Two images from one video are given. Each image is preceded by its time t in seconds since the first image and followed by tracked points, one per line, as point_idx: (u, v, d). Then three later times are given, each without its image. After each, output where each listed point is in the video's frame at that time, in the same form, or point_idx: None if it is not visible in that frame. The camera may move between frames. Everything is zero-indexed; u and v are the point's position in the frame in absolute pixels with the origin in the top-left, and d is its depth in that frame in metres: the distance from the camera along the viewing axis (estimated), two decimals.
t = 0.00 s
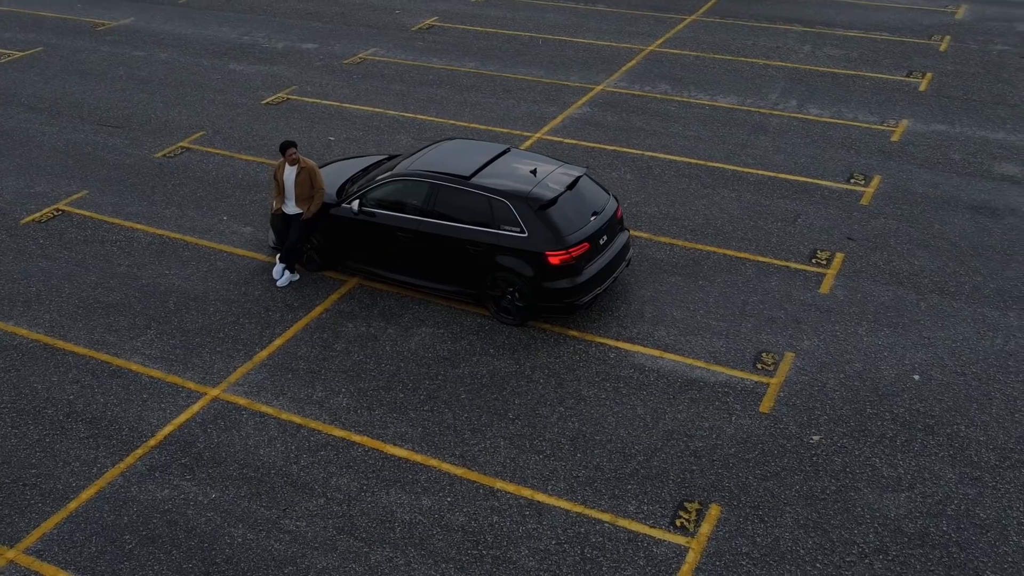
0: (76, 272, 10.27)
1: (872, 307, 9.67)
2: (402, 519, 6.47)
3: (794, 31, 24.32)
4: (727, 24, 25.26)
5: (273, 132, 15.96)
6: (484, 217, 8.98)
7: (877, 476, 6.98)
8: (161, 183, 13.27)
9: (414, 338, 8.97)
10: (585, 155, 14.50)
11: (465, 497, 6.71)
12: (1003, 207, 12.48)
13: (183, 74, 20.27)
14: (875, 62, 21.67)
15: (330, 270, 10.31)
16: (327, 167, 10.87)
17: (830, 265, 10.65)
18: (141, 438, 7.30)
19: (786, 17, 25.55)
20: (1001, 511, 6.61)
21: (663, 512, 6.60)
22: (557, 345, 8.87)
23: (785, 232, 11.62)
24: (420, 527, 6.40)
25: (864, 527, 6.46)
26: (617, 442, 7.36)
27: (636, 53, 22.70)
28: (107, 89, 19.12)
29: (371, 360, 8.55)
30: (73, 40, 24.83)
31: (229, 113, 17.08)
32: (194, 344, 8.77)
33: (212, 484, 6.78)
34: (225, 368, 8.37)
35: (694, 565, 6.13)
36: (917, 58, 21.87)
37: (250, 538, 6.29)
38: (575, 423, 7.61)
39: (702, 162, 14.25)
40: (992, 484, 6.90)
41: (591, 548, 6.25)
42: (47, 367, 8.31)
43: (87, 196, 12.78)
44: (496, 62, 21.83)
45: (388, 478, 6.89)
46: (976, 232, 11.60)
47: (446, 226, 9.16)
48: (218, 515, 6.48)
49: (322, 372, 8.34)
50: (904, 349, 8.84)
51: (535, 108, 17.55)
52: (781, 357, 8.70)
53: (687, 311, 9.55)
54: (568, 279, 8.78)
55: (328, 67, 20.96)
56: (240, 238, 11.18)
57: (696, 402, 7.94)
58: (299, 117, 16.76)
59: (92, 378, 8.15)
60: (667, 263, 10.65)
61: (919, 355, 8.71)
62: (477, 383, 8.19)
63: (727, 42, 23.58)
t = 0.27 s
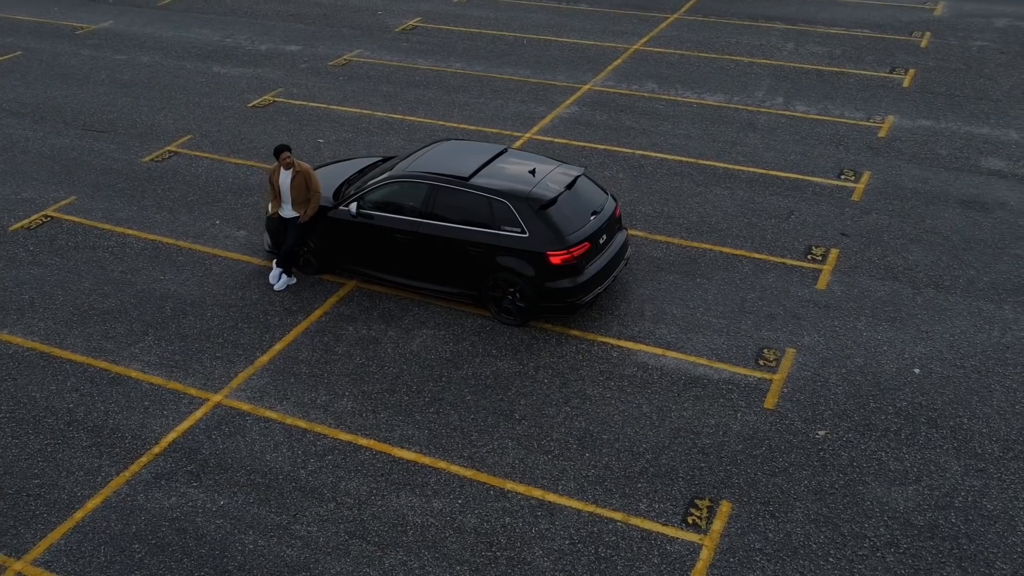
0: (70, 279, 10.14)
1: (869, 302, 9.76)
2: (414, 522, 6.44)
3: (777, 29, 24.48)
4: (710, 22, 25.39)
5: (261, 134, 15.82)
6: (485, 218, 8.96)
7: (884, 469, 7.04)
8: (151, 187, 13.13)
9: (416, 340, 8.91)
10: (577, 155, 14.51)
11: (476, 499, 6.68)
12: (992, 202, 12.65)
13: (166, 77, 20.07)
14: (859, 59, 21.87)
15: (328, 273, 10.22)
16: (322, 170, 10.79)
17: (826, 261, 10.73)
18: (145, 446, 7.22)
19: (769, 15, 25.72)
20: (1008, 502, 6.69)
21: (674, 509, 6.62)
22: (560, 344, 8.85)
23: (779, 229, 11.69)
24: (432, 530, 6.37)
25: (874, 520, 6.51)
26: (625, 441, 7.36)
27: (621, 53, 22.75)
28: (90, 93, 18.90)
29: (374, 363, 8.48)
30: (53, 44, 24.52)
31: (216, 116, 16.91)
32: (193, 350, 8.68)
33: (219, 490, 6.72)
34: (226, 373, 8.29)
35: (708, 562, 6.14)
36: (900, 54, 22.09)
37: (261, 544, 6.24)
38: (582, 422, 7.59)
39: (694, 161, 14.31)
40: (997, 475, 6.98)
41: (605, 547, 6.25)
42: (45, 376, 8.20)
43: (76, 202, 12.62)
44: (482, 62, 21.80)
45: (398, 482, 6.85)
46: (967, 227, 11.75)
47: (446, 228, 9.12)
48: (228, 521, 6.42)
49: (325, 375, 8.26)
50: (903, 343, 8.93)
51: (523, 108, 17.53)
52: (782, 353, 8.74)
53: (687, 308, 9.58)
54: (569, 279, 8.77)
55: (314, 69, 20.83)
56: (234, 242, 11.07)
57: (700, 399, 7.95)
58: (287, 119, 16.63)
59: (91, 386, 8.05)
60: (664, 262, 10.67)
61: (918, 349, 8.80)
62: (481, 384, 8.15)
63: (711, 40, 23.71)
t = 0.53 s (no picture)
0: (66, 287, 9.99)
1: (869, 297, 9.86)
2: (433, 525, 6.41)
3: (760, 27, 24.65)
4: (692, 21, 25.52)
5: (250, 137, 15.67)
6: (489, 219, 8.93)
7: (896, 463, 7.11)
8: (142, 193, 12.96)
9: (422, 343, 8.86)
10: (570, 155, 14.52)
11: (493, 501, 6.66)
12: (982, 196, 12.83)
13: (150, 81, 19.83)
14: (842, 56, 22.08)
15: (328, 278, 10.14)
16: (319, 173, 10.69)
17: (824, 257, 10.82)
18: (155, 455, 7.13)
19: (752, 13, 25.91)
20: (1019, 492, 6.78)
21: (692, 507, 6.63)
22: (567, 345, 8.84)
23: (776, 225, 11.77)
24: (452, 533, 6.34)
25: (890, 513, 6.57)
26: (638, 440, 7.37)
27: (607, 52, 22.81)
28: (72, 98, 18.64)
29: (381, 366, 8.42)
30: (31, 49, 24.17)
31: (203, 120, 16.72)
32: (198, 357, 8.59)
33: (234, 498, 6.66)
34: (232, 380, 8.21)
35: (729, 559, 6.16)
36: (882, 51, 22.33)
37: (281, 552, 6.19)
38: (594, 422, 7.59)
39: (687, 159, 14.37)
40: (1007, 466, 7.08)
41: (626, 546, 6.25)
42: (48, 386, 8.08)
43: (66, 209, 12.44)
44: (468, 63, 21.76)
45: (414, 485, 6.82)
46: (960, 221, 11.93)
47: (450, 230, 9.08)
48: (245, 529, 6.36)
49: (333, 380, 8.20)
50: (906, 336, 9.03)
51: (513, 108, 17.51)
52: (787, 349, 8.80)
53: (691, 306, 9.61)
54: (575, 279, 8.77)
55: (299, 71, 20.67)
56: (232, 247, 10.96)
57: (710, 396, 7.99)
58: (275, 122, 16.48)
59: (96, 395, 7.94)
60: (664, 260, 10.70)
61: (921, 343, 8.91)
62: (491, 386, 8.12)
63: (695, 39, 23.82)
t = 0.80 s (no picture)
0: (66, 295, 9.86)
1: (872, 292, 9.94)
2: (454, 528, 6.39)
3: (746, 25, 24.81)
4: (679, 20, 25.62)
5: (244, 140, 15.55)
6: (496, 220, 8.91)
7: (909, 456, 7.17)
8: (137, 198, 12.81)
9: (430, 345, 8.82)
10: (566, 155, 14.52)
11: (512, 502, 6.65)
12: (975, 190, 13.00)
13: (137, 85, 19.63)
14: (829, 53, 22.25)
15: (331, 281, 10.07)
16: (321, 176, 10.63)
17: (825, 253, 10.90)
18: (167, 463, 7.06)
19: (738, 11, 26.05)
20: None
21: (711, 504, 6.65)
22: (575, 345, 8.84)
23: (775, 222, 11.85)
24: (473, 535, 6.32)
25: (906, 506, 6.62)
26: (653, 438, 7.38)
27: (596, 51, 22.85)
28: (59, 104, 18.41)
29: (391, 369, 8.38)
30: (13, 54, 23.85)
31: (194, 123, 16.56)
32: (205, 363, 8.51)
33: (251, 505, 6.60)
34: (241, 385, 8.15)
35: (751, 555, 6.18)
36: (868, 48, 22.54)
37: (301, 558, 6.15)
38: (608, 421, 7.60)
39: (683, 158, 14.42)
40: (1018, 457, 7.15)
41: (647, 545, 6.26)
42: (53, 395, 7.97)
43: (60, 215, 12.27)
44: (458, 64, 21.73)
45: (432, 488, 6.79)
46: (956, 216, 12.07)
47: (455, 231, 9.06)
48: (264, 536, 6.32)
49: (343, 384, 8.15)
50: (911, 331, 9.11)
51: (506, 109, 17.50)
52: (794, 345, 8.84)
53: (696, 304, 9.65)
54: (583, 279, 8.77)
55: (288, 74, 20.54)
56: (232, 252, 10.87)
57: (722, 393, 8.02)
58: (268, 124, 16.36)
59: (104, 403, 7.85)
60: (667, 259, 10.72)
61: (926, 337, 8.99)
62: (502, 387, 8.11)
63: (683, 38, 23.92)
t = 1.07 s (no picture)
0: (68, 303, 9.71)
1: (877, 286, 10.04)
2: (481, 530, 6.37)
3: (731, 23, 24.96)
4: (664, 18, 25.73)
5: (237, 143, 15.41)
6: (506, 221, 8.89)
7: (927, 448, 7.23)
8: (134, 203, 12.65)
9: (442, 347, 8.79)
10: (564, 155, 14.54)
11: (538, 503, 6.64)
12: (970, 184, 13.21)
13: (124, 89, 19.39)
14: (815, 50, 22.45)
15: (338, 284, 10.00)
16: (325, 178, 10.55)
17: (828, 249, 11.00)
18: (186, 471, 6.99)
19: (722, 9, 26.20)
20: None
21: (735, 501, 6.68)
22: (588, 344, 8.84)
23: (776, 219, 11.94)
24: (501, 537, 6.31)
25: (928, 498, 6.67)
26: (673, 436, 7.40)
27: (585, 51, 22.90)
28: (45, 109, 18.14)
29: (405, 372, 8.34)
30: None
31: (186, 127, 16.36)
32: (216, 370, 8.42)
33: (275, 512, 6.55)
34: (255, 392, 8.07)
35: (779, 550, 6.20)
36: (853, 44, 22.77)
37: (330, 564, 6.11)
38: (627, 420, 7.61)
39: (679, 156, 14.49)
40: None
41: (675, 542, 6.27)
42: (64, 405, 7.86)
43: (56, 222, 12.08)
44: (448, 65, 21.69)
45: (456, 491, 6.77)
46: (952, 210, 12.24)
47: (465, 233, 9.02)
48: (291, 543, 6.27)
49: (358, 388, 8.10)
50: (918, 324, 9.21)
51: (499, 109, 17.50)
52: (805, 341, 8.90)
53: (704, 302, 9.69)
54: (594, 278, 8.78)
55: (277, 77, 20.38)
56: (235, 257, 10.76)
57: (737, 390, 8.06)
58: (260, 128, 16.22)
59: (116, 412, 7.74)
60: (673, 257, 10.76)
61: (934, 330, 9.09)
62: (519, 388, 8.09)
63: (670, 36, 24.03)
